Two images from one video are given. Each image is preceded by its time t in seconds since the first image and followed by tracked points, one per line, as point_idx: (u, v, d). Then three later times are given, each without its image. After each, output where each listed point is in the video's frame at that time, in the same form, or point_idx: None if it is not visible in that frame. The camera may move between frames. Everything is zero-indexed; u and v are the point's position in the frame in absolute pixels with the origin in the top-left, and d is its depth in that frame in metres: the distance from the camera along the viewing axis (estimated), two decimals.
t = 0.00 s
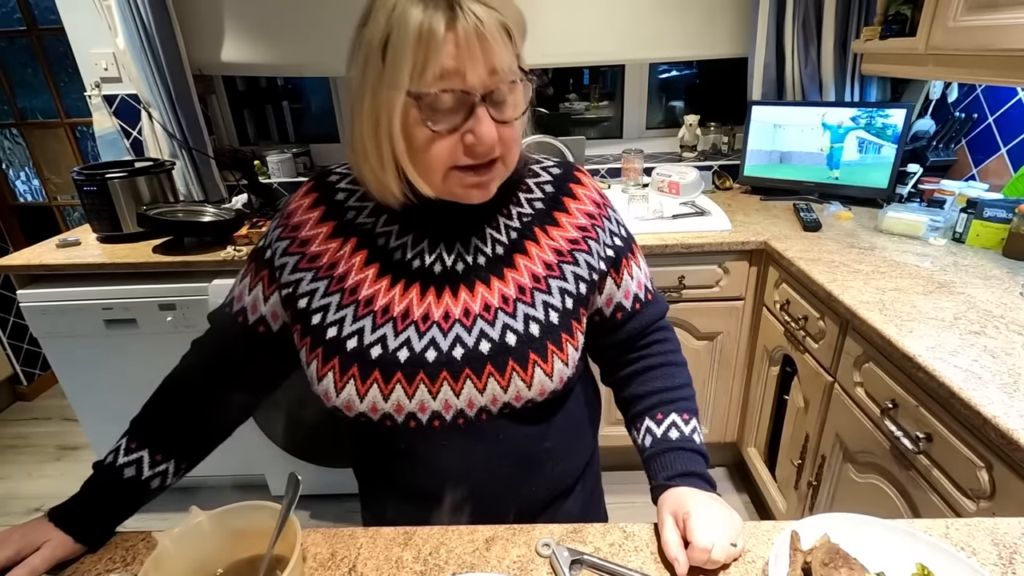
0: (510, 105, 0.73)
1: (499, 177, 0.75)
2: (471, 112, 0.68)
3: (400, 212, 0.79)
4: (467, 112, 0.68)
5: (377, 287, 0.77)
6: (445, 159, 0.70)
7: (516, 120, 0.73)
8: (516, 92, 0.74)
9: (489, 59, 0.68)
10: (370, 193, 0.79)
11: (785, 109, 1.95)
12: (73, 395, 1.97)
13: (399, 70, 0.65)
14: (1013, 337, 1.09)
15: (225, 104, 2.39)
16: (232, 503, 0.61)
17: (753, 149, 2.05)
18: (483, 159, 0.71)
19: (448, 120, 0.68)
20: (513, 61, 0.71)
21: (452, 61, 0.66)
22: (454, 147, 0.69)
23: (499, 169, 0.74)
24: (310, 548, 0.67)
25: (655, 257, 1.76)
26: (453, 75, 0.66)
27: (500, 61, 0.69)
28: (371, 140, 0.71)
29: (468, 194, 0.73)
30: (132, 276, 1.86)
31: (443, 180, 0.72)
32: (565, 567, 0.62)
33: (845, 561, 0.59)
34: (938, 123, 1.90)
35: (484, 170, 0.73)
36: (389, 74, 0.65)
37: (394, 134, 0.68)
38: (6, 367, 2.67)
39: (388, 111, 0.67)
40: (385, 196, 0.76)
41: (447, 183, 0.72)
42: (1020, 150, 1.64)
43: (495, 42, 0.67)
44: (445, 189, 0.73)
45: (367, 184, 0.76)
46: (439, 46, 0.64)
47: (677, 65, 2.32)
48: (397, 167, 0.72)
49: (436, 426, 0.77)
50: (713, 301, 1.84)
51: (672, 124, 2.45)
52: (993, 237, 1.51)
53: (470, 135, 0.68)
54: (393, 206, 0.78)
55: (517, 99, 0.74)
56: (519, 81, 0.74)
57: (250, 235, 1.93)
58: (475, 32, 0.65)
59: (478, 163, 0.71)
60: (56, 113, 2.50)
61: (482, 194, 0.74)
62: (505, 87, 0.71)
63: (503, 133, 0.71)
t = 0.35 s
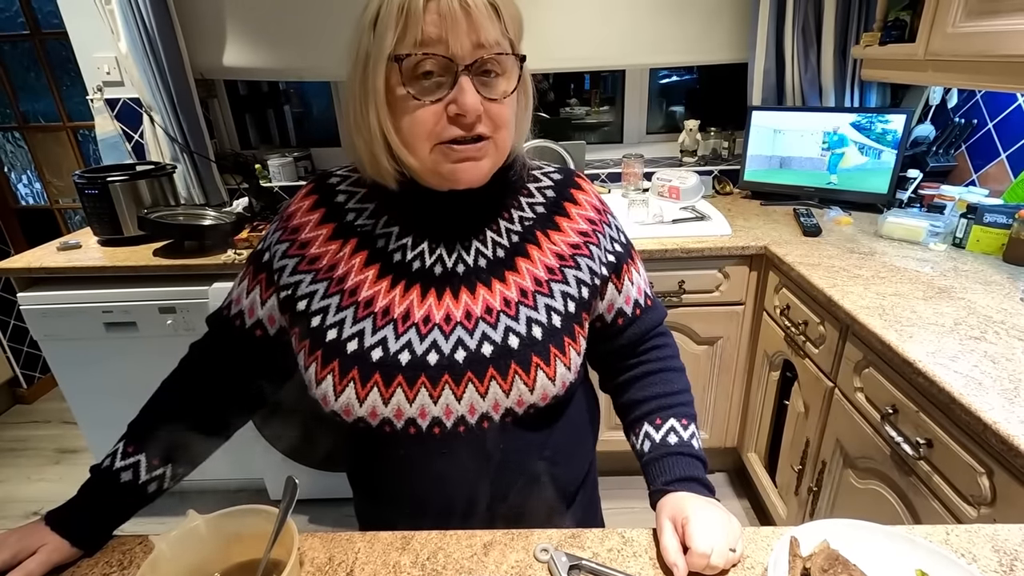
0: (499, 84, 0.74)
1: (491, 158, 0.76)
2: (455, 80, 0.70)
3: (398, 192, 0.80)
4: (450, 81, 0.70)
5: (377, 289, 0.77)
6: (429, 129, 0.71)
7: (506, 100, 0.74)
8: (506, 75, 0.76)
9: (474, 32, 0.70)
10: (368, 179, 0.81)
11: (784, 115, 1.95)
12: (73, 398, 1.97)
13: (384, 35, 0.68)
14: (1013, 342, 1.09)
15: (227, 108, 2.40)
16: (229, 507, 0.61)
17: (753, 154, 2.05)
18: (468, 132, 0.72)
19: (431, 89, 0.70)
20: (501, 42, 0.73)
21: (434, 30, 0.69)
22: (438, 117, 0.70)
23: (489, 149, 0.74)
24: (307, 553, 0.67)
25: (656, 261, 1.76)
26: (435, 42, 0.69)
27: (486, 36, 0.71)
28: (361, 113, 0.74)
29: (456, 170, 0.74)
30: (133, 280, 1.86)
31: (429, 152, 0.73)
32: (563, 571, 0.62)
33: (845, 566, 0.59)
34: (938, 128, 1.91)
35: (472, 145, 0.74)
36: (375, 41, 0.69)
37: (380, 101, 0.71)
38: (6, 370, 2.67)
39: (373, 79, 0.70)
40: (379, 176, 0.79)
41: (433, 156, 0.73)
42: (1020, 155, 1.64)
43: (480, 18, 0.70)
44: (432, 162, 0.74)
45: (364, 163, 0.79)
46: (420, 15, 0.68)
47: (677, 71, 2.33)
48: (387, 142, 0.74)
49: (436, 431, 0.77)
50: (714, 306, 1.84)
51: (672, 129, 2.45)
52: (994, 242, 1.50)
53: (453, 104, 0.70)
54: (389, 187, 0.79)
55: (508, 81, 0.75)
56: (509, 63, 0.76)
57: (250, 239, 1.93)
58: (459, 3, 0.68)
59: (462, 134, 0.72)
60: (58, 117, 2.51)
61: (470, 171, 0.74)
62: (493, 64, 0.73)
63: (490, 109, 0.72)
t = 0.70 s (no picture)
0: (498, 93, 0.75)
1: (488, 166, 0.76)
2: (453, 90, 0.71)
3: (397, 200, 0.80)
4: (449, 90, 0.71)
5: (375, 295, 0.77)
6: (428, 138, 0.72)
7: (505, 109, 0.75)
8: (506, 84, 0.76)
9: (473, 42, 0.71)
10: (367, 185, 0.82)
11: (784, 119, 1.95)
12: (73, 402, 1.97)
13: (384, 45, 0.69)
14: (1013, 347, 1.09)
15: (229, 112, 2.41)
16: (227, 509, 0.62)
17: (753, 158, 2.05)
18: (467, 142, 0.72)
19: (430, 99, 0.71)
20: (500, 51, 0.74)
21: (433, 40, 0.69)
22: (437, 126, 0.71)
23: (486, 158, 0.75)
24: (304, 556, 0.67)
25: (655, 266, 1.76)
26: (435, 52, 0.70)
27: (485, 46, 0.72)
28: (360, 122, 0.74)
29: (455, 180, 0.74)
30: (134, 283, 1.87)
31: (427, 161, 0.73)
32: None
33: (843, 571, 0.59)
34: (937, 133, 1.91)
35: (470, 155, 0.74)
36: (375, 51, 0.69)
37: (379, 110, 0.71)
38: (6, 372, 2.67)
39: (373, 88, 0.71)
40: (378, 185, 0.79)
41: (431, 165, 0.74)
42: (1019, 160, 1.64)
43: (479, 28, 0.70)
44: (429, 171, 0.74)
45: (362, 170, 0.79)
46: (420, 25, 0.68)
47: (677, 76, 2.34)
48: (386, 151, 0.75)
49: (433, 438, 0.77)
50: (713, 310, 1.84)
51: (672, 133, 2.46)
52: (993, 247, 1.50)
53: (452, 114, 0.70)
54: (389, 194, 0.79)
55: (507, 89, 0.76)
56: (509, 73, 0.76)
57: (251, 243, 1.93)
58: (458, 13, 0.69)
59: (460, 144, 0.72)
60: (61, 121, 2.52)
61: (468, 179, 0.75)
62: (493, 73, 0.74)
63: (488, 119, 0.73)
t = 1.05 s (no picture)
0: (500, 99, 0.75)
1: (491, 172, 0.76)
2: (457, 99, 0.71)
3: (400, 205, 0.80)
4: (452, 100, 0.71)
5: (377, 298, 0.77)
6: (431, 146, 0.72)
7: (507, 116, 0.75)
8: (508, 91, 0.76)
9: (476, 51, 0.71)
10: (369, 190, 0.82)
11: (784, 123, 1.95)
12: (73, 404, 1.97)
13: (386, 55, 0.69)
14: (1013, 351, 1.09)
15: (231, 115, 2.42)
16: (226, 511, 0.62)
17: (753, 162, 2.06)
18: (470, 150, 0.73)
19: (434, 108, 0.71)
20: (502, 59, 0.74)
21: (437, 50, 0.69)
22: (440, 135, 0.71)
23: (489, 164, 0.75)
24: (303, 558, 0.67)
25: (655, 269, 1.76)
26: (438, 62, 0.70)
27: (488, 55, 0.72)
28: (364, 131, 0.74)
29: (459, 187, 0.75)
30: (135, 285, 1.87)
31: (430, 169, 0.74)
32: None
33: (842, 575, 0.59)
34: (937, 137, 1.91)
35: (472, 162, 0.75)
36: (378, 61, 0.70)
37: (382, 120, 0.72)
38: (6, 374, 2.67)
39: (376, 98, 0.71)
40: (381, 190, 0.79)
41: (434, 173, 0.74)
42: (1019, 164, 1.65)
43: (482, 36, 0.70)
44: (433, 178, 0.75)
45: (365, 177, 0.79)
46: (423, 35, 0.68)
47: (678, 79, 2.34)
48: (390, 158, 0.75)
49: (434, 439, 0.77)
50: (713, 313, 1.84)
51: (673, 137, 2.46)
52: (993, 251, 1.51)
53: (455, 123, 0.71)
54: (392, 200, 0.80)
55: (509, 95, 0.76)
56: (511, 80, 0.76)
57: (251, 245, 1.94)
58: (461, 23, 0.69)
59: (463, 152, 0.73)
60: (63, 123, 2.53)
61: (471, 186, 0.75)
62: (495, 81, 0.74)
63: (491, 126, 0.73)
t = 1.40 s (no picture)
0: (508, 103, 0.75)
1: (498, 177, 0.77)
2: (467, 104, 0.71)
3: (406, 210, 0.80)
4: (462, 104, 0.71)
5: (380, 300, 0.77)
6: (441, 153, 0.72)
7: (515, 121, 0.75)
8: (516, 95, 0.76)
9: (486, 54, 0.71)
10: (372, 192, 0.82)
11: (787, 126, 1.95)
12: (74, 405, 1.97)
13: (397, 59, 0.68)
14: (1015, 354, 1.09)
15: (233, 117, 2.42)
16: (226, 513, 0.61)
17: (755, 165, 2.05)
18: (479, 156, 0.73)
19: (444, 114, 0.71)
20: (511, 62, 0.74)
21: (448, 54, 0.69)
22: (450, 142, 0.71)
23: (497, 169, 0.76)
24: (303, 560, 0.67)
25: (656, 271, 1.76)
26: (449, 66, 0.70)
27: (498, 58, 0.72)
28: (372, 135, 0.74)
29: (469, 193, 0.75)
30: (137, 286, 1.87)
31: (440, 175, 0.74)
32: None
33: None
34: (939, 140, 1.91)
35: (481, 168, 0.75)
36: (388, 66, 0.69)
37: (392, 125, 0.71)
38: (7, 375, 2.67)
39: (387, 102, 0.70)
40: (387, 195, 0.78)
41: (442, 179, 0.74)
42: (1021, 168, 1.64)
43: (492, 40, 0.70)
44: (442, 185, 0.75)
45: (371, 180, 0.78)
46: (435, 39, 0.68)
47: (679, 82, 2.34)
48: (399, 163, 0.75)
49: (438, 441, 0.77)
50: (715, 316, 1.84)
51: (674, 140, 2.46)
52: (996, 255, 1.50)
53: (466, 129, 0.71)
54: (399, 205, 0.79)
55: (516, 98, 0.76)
56: (519, 84, 0.76)
57: (252, 246, 1.96)
58: (473, 26, 0.69)
59: (474, 157, 0.73)
60: (66, 124, 2.53)
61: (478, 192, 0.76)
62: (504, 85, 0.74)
63: (500, 132, 0.73)
